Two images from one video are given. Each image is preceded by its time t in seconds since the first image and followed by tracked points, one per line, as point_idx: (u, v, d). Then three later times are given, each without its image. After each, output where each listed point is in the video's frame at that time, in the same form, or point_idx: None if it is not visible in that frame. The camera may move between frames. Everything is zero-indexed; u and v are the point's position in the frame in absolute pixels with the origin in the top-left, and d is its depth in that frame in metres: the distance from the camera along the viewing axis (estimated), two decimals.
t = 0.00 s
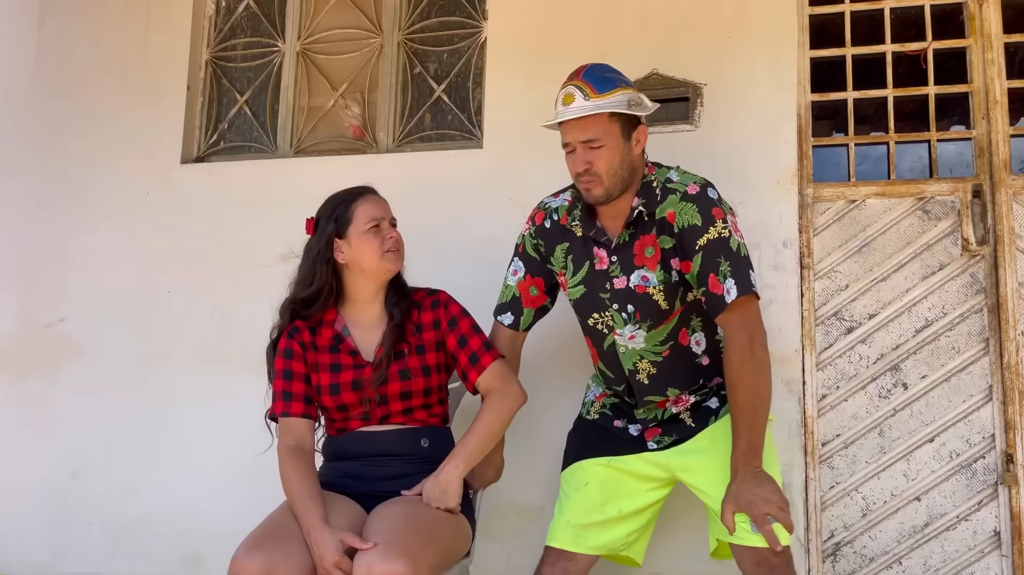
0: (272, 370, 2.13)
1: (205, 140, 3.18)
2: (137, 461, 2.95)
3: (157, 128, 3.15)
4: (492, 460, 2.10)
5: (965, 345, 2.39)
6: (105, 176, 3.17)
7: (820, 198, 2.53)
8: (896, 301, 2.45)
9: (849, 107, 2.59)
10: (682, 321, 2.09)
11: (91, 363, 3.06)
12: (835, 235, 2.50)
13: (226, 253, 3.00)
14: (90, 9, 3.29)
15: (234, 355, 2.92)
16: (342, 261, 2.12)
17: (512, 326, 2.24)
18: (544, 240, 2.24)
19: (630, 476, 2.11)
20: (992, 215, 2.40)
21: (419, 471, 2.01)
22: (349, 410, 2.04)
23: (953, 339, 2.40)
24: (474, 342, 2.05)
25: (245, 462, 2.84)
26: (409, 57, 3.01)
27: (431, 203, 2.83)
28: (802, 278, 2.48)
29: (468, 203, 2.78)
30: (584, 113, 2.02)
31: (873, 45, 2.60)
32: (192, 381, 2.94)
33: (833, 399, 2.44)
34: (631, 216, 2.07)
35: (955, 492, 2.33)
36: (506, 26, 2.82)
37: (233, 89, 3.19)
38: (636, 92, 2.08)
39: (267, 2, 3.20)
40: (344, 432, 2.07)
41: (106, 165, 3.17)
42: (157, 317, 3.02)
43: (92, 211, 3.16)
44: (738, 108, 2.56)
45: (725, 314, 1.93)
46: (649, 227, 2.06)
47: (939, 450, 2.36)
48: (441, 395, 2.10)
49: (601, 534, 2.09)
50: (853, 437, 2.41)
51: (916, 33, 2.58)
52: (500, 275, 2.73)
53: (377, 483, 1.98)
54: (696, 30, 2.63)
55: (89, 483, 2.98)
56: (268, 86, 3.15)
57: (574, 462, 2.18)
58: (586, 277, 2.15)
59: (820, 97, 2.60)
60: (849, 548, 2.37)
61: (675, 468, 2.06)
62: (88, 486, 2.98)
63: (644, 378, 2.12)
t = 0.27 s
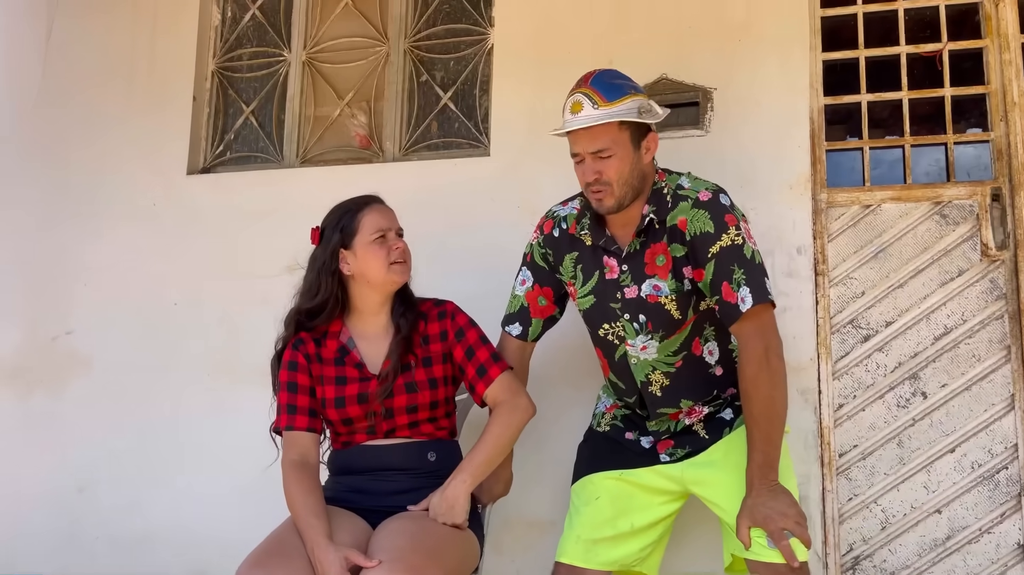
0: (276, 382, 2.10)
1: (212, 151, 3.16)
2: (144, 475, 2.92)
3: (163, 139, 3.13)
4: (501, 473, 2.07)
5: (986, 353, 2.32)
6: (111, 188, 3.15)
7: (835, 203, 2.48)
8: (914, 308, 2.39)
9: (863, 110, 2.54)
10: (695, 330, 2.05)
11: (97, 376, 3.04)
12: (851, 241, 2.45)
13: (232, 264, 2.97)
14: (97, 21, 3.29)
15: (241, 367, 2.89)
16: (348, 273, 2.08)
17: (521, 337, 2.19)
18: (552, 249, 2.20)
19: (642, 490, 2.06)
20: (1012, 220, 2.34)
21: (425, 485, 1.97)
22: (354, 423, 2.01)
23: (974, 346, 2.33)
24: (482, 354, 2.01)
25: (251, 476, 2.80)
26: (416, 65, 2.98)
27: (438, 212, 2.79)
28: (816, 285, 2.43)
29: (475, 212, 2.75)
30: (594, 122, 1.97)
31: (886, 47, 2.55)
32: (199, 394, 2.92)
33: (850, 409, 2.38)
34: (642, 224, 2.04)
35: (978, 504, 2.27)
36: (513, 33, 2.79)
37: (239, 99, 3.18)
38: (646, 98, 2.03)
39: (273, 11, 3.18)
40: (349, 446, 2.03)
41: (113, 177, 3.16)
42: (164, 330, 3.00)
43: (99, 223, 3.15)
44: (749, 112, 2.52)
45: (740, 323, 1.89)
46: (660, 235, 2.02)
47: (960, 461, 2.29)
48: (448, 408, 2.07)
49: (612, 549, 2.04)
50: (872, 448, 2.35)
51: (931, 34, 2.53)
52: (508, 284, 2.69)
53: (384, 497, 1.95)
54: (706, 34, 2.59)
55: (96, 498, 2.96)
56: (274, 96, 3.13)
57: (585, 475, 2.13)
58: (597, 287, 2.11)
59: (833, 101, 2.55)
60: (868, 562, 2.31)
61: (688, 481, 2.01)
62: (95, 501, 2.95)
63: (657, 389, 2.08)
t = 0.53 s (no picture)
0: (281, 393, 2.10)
1: (220, 161, 3.16)
2: (152, 486, 2.91)
3: (171, 150, 3.14)
4: (507, 488, 2.06)
5: (1004, 362, 2.27)
6: (120, 199, 3.16)
7: (847, 210, 2.43)
8: (929, 316, 2.34)
9: (875, 115, 2.50)
10: (705, 341, 2.01)
11: (106, 387, 3.04)
12: (863, 248, 2.40)
13: (240, 274, 2.96)
14: (108, 34, 3.31)
15: (248, 378, 2.88)
16: (351, 284, 2.07)
17: (526, 348, 2.17)
18: (558, 260, 2.17)
19: (650, 503, 2.03)
20: None
21: (429, 498, 1.94)
22: (358, 436, 1.99)
23: (991, 355, 2.28)
24: (487, 366, 1.98)
25: (259, 488, 2.79)
26: (422, 74, 2.97)
27: (445, 221, 2.77)
28: (828, 293, 2.38)
29: (482, 221, 2.73)
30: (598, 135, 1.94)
31: (898, 51, 2.51)
32: (206, 405, 2.91)
33: (864, 420, 2.33)
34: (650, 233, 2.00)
35: (996, 517, 2.21)
36: (519, 40, 2.77)
37: (247, 110, 3.17)
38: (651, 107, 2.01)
39: (281, 22, 3.18)
40: (353, 459, 2.02)
41: (122, 188, 3.17)
42: (171, 341, 3.00)
43: (108, 234, 3.15)
44: (759, 118, 2.48)
45: (749, 334, 1.85)
46: (668, 244, 1.99)
47: (978, 473, 2.24)
48: (453, 420, 2.04)
49: (620, 564, 2.00)
50: (887, 459, 2.30)
51: (945, 36, 2.48)
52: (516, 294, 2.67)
53: (388, 511, 1.92)
54: (714, 39, 2.56)
55: (104, 510, 2.95)
56: (281, 106, 3.12)
57: (593, 487, 2.10)
58: (603, 297, 2.07)
59: (845, 105, 2.50)
60: None
61: (698, 494, 1.98)
62: (103, 512, 2.95)
63: (666, 402, 2.03)
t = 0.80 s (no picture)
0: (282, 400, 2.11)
1: (227, 169, 3.18)
2: (158, 493, 2.92)
3: (180, 158, 3.16)
4: (508, 497, 2.05)
5: (1016, 370, 2.22)
6: (129, 207, 3.18)
7: (855, 216, 2.39)
8: (939, 324, 2.30)
9: (885, 119, 2.45)
10: (707, 349, 1.99)
11: (114, 394, 3.05)
12: (872, 254, 2.37)
13: (246, 282, 2.97)
14: (118, 43, 3.34)
15: (255, 385, 2.89)
16: (351, 291, 2.08)
17: (527, 356, 2.16)
18: (559, 267, 2.16)
19: (653, 513, 2.00)
20: None
21: (429, 507, 1.93)
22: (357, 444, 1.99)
23: (1003, 363, 2.24)
24: (486, 373, 1.97)
25: (264, 495, 2.79)
26: (428, 81, 2.97)
27: (449, 228, 2.76)
28: (836, 300, 2.35)
29: (487, 228, 2.71)
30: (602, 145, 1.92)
31: (907, 54, 2.47)
32: (214, 413, 2.91)
33: (873, 429, 2.29)
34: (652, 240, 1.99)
35: (1008, 529, 2.17)
36: (524, 46, 2.76)
37: (255, 117, 3.19)
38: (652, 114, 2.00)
39: (289, 30, 3.20)
40: (352, 466, 2.02)
41: (131, 196, 3.19)
42: (179, 348, 3.01)
43: (117, 242, 3.17)
44: (764, 123, 2.45)
45: (752, 342, 1.83)
46: (669, 252, 1.97)
47: (990, 483, 2.20)
48: (454, 427, 2.03)
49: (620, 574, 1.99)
50: (896, 469, 2.26)
51: (955, 40, 2.44)
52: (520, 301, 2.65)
53: (387, 520, 1.91)
54: (720, 44, 2.53)
55: (112, 516, 2.96)
56: (289, 113, 3.13)
57: (596, 496, 2.08)
58: (604, 306, 2.05)
59: (853, 110, 2.47)
60: None
61: (701, 504, 1.95)
62: (111, 519, 2.96)
63: (668, 412, 2.01)
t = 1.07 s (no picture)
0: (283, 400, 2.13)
1: (235, 170, 3.20)
2: (165, 493, 2.95)
3: (189, 160, 3.19)
4: (506, 498, 2.05)
5: None
6: (139, 209, 3.22)
7: (861, 217, 2.37)
8: (947, 326, 2.26)
9: (891, 118, 2.42)
10: (707, 351, 1.96)
11: (122, 394, 3.08)
12: (878, 255, 2.33)
13: (253, 282, 2.99)
14: (129, 46, 3.38)
15: (260, 385, 2.90)
16: (350, 291, 2.10)
17: (525, 357, 2.16)
18: (558, 269, 2.15)
19: (652, 515, 1.98)
20: None
21: (426, 509, 1.93)
22: (355, 444, 2.00)
23: (1011, 366, 2.20)
24: (485, 374, 1.96)
25: (269, 495, 2.80)
26: (433, 82, 2.97)
27: (453, 229, 2.76)
28: (841, 301, 2.32)
29: (490, 229, 2.71)
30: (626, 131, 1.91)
31: (915, 52, 2.44)
32: (220, 413, 2.93)
33: (878, 432, 2.26)
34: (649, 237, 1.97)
35: (1016, 534, 2.13)
36: (528, 46, 2.75)
37: (262, 119, 3.21)
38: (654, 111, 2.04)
39: (296, 32, 3.22)
40: (350, 466, 2.02)
41: (141, 198, 3.22)
42: (186, 348, 3.03)
43: (127, 243, 3.21)
44: (769, 123, 2.43)
45: (750, 343, 1.80)
46: (668, 252, 1.95)
47: (997, 488, 2.16)
48: (452, 429, 2.03)
49: None
50: (902, 473, 2.23)
51: (964, 37, 2.41)
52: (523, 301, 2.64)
53: (383, 521, 1.92)
54: (724, 43, 2.51)
55: (120, 515, 2.99)
56: (295, 115, 3.15)
57: (595, 499, 2.07)
58: (602, 307, 2.04)
59: (859, 109, 2.44)
60: None
61: (700, 507, 1.93)
62: (119, 518, 2.99)
63: (667, 413, 1.99)
